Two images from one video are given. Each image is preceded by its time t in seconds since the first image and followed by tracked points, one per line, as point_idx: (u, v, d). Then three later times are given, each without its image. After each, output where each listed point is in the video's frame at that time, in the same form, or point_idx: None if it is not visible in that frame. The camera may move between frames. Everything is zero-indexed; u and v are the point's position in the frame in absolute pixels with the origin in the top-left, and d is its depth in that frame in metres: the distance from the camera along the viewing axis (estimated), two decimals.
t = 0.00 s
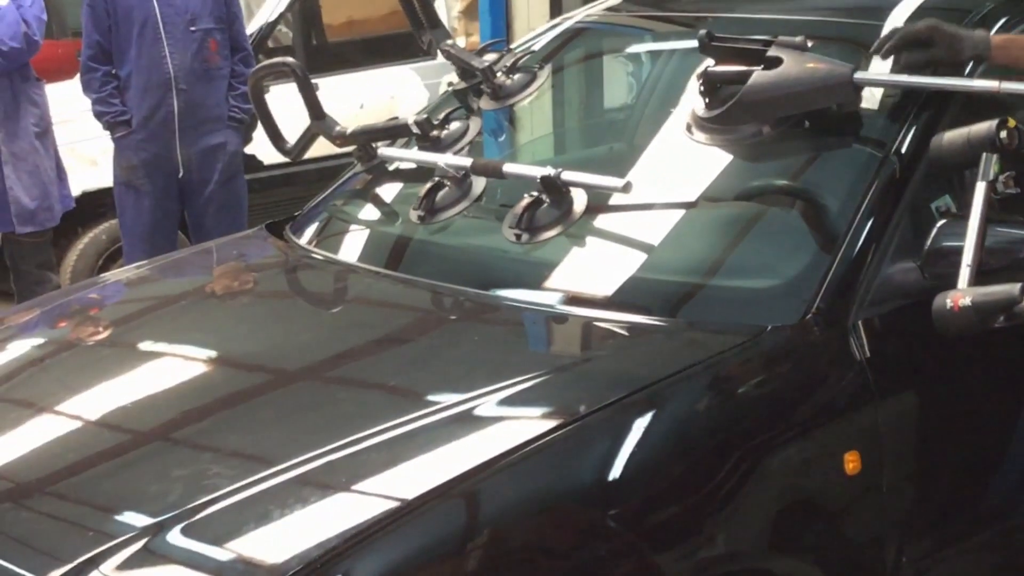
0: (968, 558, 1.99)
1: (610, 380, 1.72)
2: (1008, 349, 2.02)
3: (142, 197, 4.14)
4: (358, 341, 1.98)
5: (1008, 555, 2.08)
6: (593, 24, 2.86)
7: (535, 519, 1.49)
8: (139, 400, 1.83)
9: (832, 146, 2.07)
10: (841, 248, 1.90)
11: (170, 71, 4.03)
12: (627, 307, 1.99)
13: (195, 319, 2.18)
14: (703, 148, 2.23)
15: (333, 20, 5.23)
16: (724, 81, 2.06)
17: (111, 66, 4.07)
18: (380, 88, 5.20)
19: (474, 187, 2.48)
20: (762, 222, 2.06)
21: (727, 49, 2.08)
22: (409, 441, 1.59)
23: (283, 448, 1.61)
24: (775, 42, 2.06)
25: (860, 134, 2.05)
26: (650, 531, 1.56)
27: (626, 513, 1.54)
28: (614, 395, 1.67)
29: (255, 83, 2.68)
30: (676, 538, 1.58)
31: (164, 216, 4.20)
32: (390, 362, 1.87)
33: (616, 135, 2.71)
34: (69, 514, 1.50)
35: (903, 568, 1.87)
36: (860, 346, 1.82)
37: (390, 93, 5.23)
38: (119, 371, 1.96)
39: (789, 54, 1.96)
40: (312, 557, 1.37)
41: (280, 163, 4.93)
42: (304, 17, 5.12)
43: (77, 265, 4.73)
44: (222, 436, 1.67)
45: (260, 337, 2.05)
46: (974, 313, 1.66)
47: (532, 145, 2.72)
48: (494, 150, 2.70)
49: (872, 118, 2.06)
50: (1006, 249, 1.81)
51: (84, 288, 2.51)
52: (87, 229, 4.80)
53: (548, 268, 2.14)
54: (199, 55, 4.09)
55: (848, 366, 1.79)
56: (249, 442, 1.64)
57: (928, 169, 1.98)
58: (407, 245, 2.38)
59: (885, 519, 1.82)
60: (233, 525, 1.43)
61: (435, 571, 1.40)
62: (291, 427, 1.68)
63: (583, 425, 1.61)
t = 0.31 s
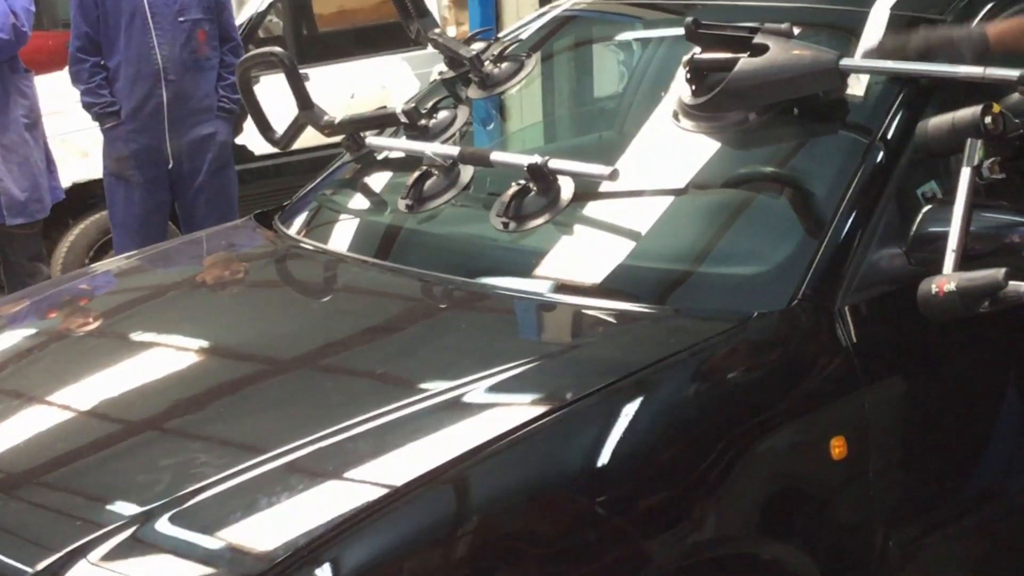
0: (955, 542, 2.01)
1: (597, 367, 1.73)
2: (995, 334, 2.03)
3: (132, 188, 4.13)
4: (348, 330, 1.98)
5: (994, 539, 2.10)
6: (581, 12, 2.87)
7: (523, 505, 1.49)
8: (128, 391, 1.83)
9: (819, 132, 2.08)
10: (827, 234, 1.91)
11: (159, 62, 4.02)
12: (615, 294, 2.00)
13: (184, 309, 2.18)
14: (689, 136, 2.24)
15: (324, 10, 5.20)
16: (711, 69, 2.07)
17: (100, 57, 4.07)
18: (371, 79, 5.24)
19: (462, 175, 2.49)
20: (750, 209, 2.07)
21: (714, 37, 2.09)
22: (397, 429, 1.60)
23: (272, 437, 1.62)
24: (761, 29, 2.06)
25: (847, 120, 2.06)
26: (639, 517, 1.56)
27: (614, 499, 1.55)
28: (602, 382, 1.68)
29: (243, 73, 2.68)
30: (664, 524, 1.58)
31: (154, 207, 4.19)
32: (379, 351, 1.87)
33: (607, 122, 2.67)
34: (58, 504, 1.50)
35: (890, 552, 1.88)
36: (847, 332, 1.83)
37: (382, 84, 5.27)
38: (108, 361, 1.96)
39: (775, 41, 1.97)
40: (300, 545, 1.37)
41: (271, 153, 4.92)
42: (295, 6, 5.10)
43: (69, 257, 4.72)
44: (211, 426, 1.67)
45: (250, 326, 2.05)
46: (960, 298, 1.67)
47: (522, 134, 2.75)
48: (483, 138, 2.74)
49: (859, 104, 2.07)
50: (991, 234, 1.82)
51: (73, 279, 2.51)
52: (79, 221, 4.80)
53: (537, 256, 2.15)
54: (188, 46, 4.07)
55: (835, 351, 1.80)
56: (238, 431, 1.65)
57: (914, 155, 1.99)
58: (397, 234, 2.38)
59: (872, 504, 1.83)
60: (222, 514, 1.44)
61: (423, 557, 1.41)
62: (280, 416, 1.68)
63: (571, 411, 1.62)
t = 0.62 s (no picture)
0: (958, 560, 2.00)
1: (602, 383, 1.73)
2: (999, 353, 2.03)
3: (138, 200, 4.14)
4: (352, 343, 1.99)
5: (997, 557, 2.09)
6: (589, 28, 2.86)
7: (526, 520, 1.49)
8: (133, 402, 1.84)
9: (825, 150, 2.08)
10: (832, 252, 1.91)
11: (166, 74, 4.04)
12: (620, 310, 2.00)
13: (190, 321, 2.19)
14: (695, 153, 2.24)
15: (331, 23, 5.21)
16: (716, 86, 2.08)
17: (107, 68, 4.08)
18: (377, 92, 5.25)
19: (468, 190, 2.49)
20: (755, 226, 2.07)
21: (720, 54, 2.10)
22: (401, 442, 1.60)
23: (276, 449, 1.62)
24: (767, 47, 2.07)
25: (852, 138, 2.07)
26: (641, 532, 1.56)
27: (617, 515, 1.55)
28: (606, 397, 1.68)
29: (251, 87, 2.69)
30: (667, 539, 1.58)
31: (160, 219, 4.20)
32: (383, 364, 1.88)
33: (612, 138, 2.71)
34: (63, 515, 1.51)
35: (893, 570, 1.88)
36: (851, 350, 1.83)
37: (388, 97, 5.28)
38: (114, 372, 1.97)
39: (781, 59, 1.97)
40: (304, 557, 1.37)
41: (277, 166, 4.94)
42: (303, 19, 5.08)
43: (74, 267, 4.74)
44: (216, 438, 1.68)
45: (255, 339, 2.06)
46: (964, 318, 1.67)
47: (528, 149, 2.76)
48: (490, 153, 2.73)
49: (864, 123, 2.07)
50: (996, 253, 1.82)
51: (79, 290, 2.52)
52: (84, 232, 4.81)
53: (542, 271, 2.15)
54: (195, 59, 4.09)
55: (838, 368, 1.80)
56: (242, 443, 1.65)
57: (919, 173, 2.00)
58: (402, 248, 2.39)
59: (875, 522, 1.83)
60: (226, 526, 1.44)
61: (426, 571, 1.41)
62: (284, 429, 1.68)
63: (575, 427, 1.62)
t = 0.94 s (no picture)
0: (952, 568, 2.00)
1: (595, 390, 1.73)
2: (992, 361, 2.04)
3: (130, 204, 4.13)
4: (345, 349, 1.98)
5: (990, 566, 2.09)
6: (581, 35, 2.87)
7: (521, 526, 1.49)
8: (125, 407, 1.83)
9: (818, 158, 2.09)
10: (825, 259, 1.92)
11: (158, 78, 4.03)
12: (613, 317, 2.00)
13: (183, 326, 2.18)
14: (689, 160, 2.24)
15: (323, 29, 5.22)
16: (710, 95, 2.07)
17: (99, 72, 4.07)
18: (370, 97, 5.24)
19: (462, 197, 2.49)
20: (748, 234, 2.08)
21: (714, 63, 2.10)
22: (394, 449, 1.60)
23: (269, 455, 1.61)
24: (761, 55, 2.06)
25: (845, 147, 2.07)
26: (635, 539, 1.56)
27: (611, 522, 1.55)
28: (600, 404, 1.68)
29: (244, 92, 2.68)
30: (661, 546, 1.58)
31: (151, 223, 4.19)
32: (377, 370, 1.88)
33: (605, 145, 2.73)
34: (55, 520, 1.50)
35: None
36: (844, 357, 1.83)
37: (381, 101, 5.26)
38: (105, 377, 1.96)
39: (775, 67, 1.98)
40: (297, 563, 1.37)
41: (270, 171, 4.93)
42: (295, 25, 5.11)
43: (65, 271, 4.73)
44: (208, 443, 1.67)
45: (248, 344, 2.05)
46: (957, 326, 1.67)
47: (520, 156, 2.79)
48: (482, 160, 2.76)
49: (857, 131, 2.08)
50: (989, 262, 1.83)
51: (70, 295, 2.51)
52: (75, 236, 4.79)
53: (536, 278, 2.15)
54: (188, 63, 4.08)
55: (832, 376, 1.80)
56: (236, 448, 1.65)
57: (912, 182, 2.00)
58: (395, 253, 2.38)
59: (869, 529, 1.83)
60: (219, 532, 1.43)
61: None
62: (277, 434, 1.68)
63: (569, 434, 1.62)
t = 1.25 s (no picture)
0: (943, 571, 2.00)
1: (587, 392, 1.73)
2: (982, 364, 2.04)
3: (118, 205, 4.11)
4: (336, 351, 1.98)
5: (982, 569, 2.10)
6: (571, 37, 2.87)
7: (512, 529, 1.49)
8: (114, 409, 1.82)
9: (809, 162, 2.09)
10: (816, 262, 1.92)
11: (147, 79, 4.01)
12: (605, 319, 2.00)
13: (172, 327, 2.17)
14: (680, 163, 2.25)
15: (311, 31, 5.20)
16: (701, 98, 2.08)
17: (87, 73, 4.05)
18: (359, 100, 5.25)
19: (453, 199, 2.48)
20: (739, 237, 2.08)
21: (706, 66, 2.10)
22: (385, 451, 1.59)
23: (259, 458, 1.61)
24: (753, 59, 2.07)
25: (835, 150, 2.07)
26: (626, 542, 1.56)
27: (602, 525, 1.55)
28: (591, 407, 1.68)
29: (234, 93, 2.67)
30: (652, 549, 1.58)
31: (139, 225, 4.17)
32: (368, 372, 1.87)
33: (595, 148, 2.73)
34: (43, 522, 1.49)
35: None
36: (835, 360, 1.83)
37: (369, 104, 5.28)
38: (94, 379, 1.95)
39: (766, 71, 1.98)
40: (288, 566, 1.37)
41: (258, 172, 4.92)
42: (284, 27, 5.10)
43: (53, 273, 4.71)
44: (198, 445, 1.66)
45: (237, 346, 2.04)
46: (948, 330, 1.68)
47: (510, 158, 2.78)
48: (472, 162, 2.77)
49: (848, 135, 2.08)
50: (979, 265, 1.84)
51: (58, 296, 2.49)
52: (62, 237, 4.77)
53: (527, 280, 2.15)
54: (177, 64, 4.07)
55: (822, 379, 1.80)
56: (225, 451, 1.64)
57: (903, 185, 2.01)
58: (386, 255, 2.38)
59: (859, 531, 1.83)
60: (209, 534, 1.43)
61: None
62: (267, 436, 1.67)
63: (561, 436, 1.62)
